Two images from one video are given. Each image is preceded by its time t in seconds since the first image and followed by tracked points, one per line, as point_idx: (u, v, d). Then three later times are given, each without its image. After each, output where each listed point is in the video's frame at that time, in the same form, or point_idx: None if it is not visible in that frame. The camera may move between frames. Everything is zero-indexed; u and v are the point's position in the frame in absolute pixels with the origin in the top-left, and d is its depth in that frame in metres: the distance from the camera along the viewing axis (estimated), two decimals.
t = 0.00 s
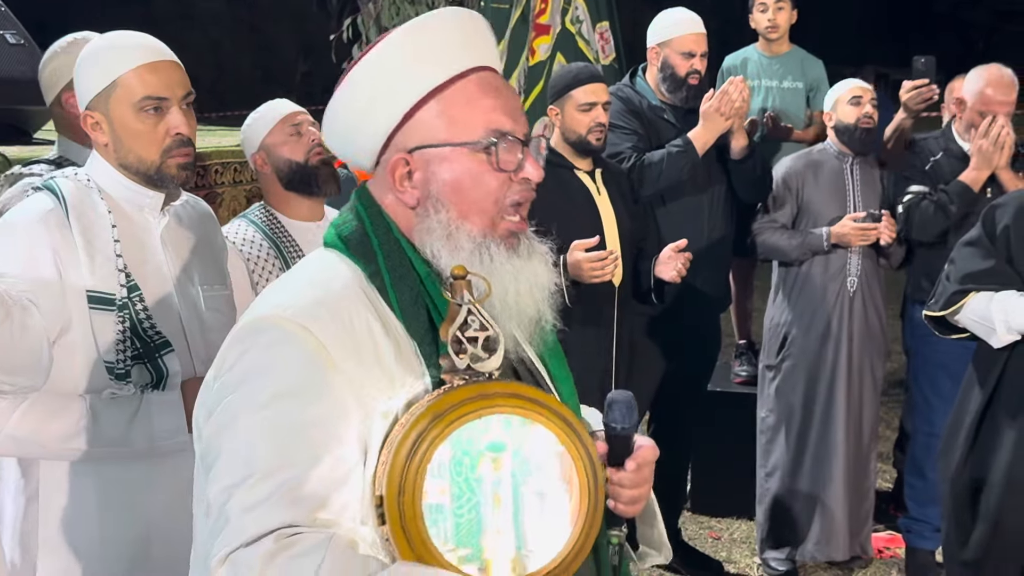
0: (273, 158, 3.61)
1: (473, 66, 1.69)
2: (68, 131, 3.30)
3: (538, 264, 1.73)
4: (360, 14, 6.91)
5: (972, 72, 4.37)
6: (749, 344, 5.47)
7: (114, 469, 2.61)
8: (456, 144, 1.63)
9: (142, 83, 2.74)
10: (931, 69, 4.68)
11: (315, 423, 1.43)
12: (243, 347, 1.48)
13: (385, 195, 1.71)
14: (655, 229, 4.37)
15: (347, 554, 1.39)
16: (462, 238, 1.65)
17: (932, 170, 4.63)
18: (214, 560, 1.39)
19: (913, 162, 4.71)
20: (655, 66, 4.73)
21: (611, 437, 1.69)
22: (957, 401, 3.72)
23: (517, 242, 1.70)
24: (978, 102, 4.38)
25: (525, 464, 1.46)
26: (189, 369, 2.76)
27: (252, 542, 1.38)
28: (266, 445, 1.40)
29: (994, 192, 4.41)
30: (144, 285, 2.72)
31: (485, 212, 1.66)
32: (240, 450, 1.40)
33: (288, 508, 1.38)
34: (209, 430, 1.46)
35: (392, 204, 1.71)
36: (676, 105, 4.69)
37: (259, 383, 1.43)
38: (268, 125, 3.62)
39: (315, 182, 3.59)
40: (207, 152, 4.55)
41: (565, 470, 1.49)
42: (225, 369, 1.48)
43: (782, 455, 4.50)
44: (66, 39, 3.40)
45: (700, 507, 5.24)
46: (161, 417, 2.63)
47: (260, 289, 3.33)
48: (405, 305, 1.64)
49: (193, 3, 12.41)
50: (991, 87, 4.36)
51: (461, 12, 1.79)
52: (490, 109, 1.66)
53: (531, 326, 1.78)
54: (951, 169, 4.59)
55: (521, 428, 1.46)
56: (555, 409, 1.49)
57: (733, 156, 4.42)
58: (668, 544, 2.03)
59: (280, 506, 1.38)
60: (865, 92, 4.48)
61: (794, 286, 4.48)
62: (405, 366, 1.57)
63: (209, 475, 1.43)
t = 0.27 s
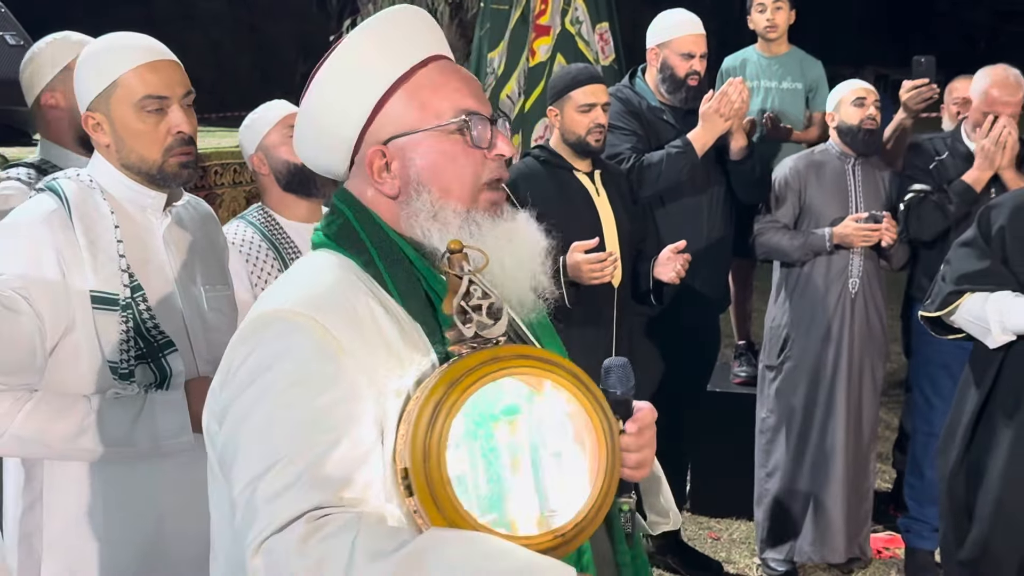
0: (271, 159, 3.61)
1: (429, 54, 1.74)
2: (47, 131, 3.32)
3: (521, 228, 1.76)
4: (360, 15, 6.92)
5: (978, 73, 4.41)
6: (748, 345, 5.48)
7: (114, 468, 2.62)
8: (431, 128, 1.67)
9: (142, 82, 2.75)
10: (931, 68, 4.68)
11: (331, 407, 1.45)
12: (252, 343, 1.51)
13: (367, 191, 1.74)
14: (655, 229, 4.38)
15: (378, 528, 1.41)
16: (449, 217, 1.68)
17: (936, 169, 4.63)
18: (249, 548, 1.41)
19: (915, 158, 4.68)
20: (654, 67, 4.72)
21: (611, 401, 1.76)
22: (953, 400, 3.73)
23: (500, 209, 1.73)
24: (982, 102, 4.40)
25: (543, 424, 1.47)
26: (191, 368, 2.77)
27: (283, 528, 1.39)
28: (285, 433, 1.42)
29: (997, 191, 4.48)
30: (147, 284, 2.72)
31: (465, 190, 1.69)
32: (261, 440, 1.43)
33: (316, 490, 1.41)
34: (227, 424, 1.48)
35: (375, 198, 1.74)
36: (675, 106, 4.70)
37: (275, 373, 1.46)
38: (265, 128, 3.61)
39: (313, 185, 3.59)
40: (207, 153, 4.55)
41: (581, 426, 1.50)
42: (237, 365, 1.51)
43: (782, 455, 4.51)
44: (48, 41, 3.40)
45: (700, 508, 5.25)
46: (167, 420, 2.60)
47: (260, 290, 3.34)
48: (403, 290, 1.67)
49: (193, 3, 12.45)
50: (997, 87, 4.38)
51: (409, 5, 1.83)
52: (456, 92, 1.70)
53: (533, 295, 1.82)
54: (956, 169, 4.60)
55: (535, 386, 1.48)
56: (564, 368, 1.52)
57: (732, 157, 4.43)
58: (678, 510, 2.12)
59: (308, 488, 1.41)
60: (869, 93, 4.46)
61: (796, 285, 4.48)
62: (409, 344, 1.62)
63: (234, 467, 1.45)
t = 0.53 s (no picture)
0: (271, 160, 3.61)
1: (455, 56, 1.74)
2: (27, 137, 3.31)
3: (539, 229, 1.81)
4: (360, 16, 6.93)
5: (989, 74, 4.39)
6: (748, 346, 5.48)
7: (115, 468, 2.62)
8: (457, 127, 1.67)
9: (143, 83, 2.76)
10: (931, 69, 4.68)
11: (360, 403, 1.45)
12: (278, 341, 1.51)
13: (387, 188, 1.74)
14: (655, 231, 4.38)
15: (408, 525, 1.40)
16: (472, 217, 1.70)
17: (945, 168, 4.74)
18: (278, 545, 1.40)
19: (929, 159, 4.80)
20: (654, 69, 4.73)
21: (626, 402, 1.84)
22: (950, 402, 3.74)
23: (523, 208, 1.76)
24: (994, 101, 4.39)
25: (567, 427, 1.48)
26: (190, 369, 2.80)
27: (313, 524, 1.38)
28: (314, 430, 1.41)
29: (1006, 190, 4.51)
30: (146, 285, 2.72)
31: (489, 190, 1.71)
32: (289, 436, 1.42)
33: (347, 486, 1.40)
34: (253, 421, 1.47)
35: (397, 195, 1.74)
36: (674, 107, 4.71)
37: (303, 369, 1.45)
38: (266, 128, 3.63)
39: (313, 185, 3.58)
40: (207, 154, 4.56)
41: (603, 428, 1.52)
42: (262, 364, 1.50)
43: (783, 459, 4.51)
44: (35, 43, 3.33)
45: (700, 509, 5.25)
46: (168, 420, 2.60)
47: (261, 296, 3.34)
48: (427, 288, 1.69)
49: (194, 5, 12.46)
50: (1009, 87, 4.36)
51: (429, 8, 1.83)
52: (482, 94, 1.71)
53: (543, 298, 1.86)
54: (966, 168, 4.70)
55: (557, 386, 1.49)
56: (586, 368, 1.53)
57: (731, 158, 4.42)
58: (672, 506, 2.11)
59: (339, 485, 1.39)
60: (863, 94, 4.48)
61: (796, 291, 4.49)
62: (434, 344, 1.63)
63: (261, 464, 1.44)
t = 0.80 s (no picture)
0: (276, 161, 3.63)
1: (509, 68, 1.71)
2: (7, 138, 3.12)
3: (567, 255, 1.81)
4: (360, 18, 6.93)
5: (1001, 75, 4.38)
6: (748, 347, 5.48)
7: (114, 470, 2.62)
8: (505, 139, 1.64)
9: (144, 85, 2.76)
10: (932, 70, 4.68)
11: (390, 406, 1.42)
12: (310, 337, 1.47)
13: (425, 189, 1.70)
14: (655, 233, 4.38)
15: (431, 534, 1.38)
16: (509, 232, 1.67)
17: (953, 170, 4.68)
18: (298, 545, 1.37)
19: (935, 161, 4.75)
20: (654, 70, 4.73)
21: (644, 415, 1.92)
22: (949, 404, 3.74)
23: (553, 239, 1.77)
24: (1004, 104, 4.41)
25: (589, 448, 1.50)
26: (187, 371, 2.81)
27: (337, 526, 1.35)
28: (346, 430, 1.38)
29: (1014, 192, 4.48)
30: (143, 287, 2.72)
31: (529, 209, 1.69)
32: (319, 435, 1.38)
33: (373, 491, 1.37)
34: (278, 419, 1.44)
35: (434, 198, 1.70)
36: (675, 109, 4.69)
37: (333, 370, 1.42)
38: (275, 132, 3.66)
39: (319, 193, 3.63)
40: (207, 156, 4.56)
41: (621, 453, 1.53)
42: (293, 359, 1.47)
43: (784, 463, 4.51)
44: (13, 39, 3.11)
45: (700, 510, 5.24)
46: (163, 416, 2.61)
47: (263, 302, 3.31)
48: (459, 296, 1.66)
49: (194, 7, 12.48)
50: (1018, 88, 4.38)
51: (489, 16, 1.80)
52: (533, 108, 1.68)
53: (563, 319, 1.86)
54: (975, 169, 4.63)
55: (578, 408, 1.50)
56: (607, 390, 1.54)
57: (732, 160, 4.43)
58: (660, 522, 2.10)
59: (365, 489, 1.37)
60: (857, 94, 4.50)
61: (794, 293, 4.51)
62: (462, 352, 1.60)
63: (283, 464, 1.41)
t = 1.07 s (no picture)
0: (290, 163, 3.64)
1: (541, 81, 1.72)
2: None
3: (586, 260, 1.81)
4: (363, 20, 6.95)
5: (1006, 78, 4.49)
6: (750, 349, 5.48)
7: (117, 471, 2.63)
8: (532, 151, 1.65)
9: (152, 87, 2.77)
10: (933, 73, 4.68)
11: (406, 406, 1.43)
12: (329, 333, 1.47)
13: (448, 195, 1.71)
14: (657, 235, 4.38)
15: (439, 535, 1.39)
16: (530, 242, 1.69)
17: (963, 174, 4.66)
18: (304, 539, 1.36)
19: (943, 165, 4.72)
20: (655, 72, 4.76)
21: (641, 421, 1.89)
22: (948, 407, 3.73)
23: (571, 242, 1.77)
24: (1011, 108, 4.50)
25: (597, 460, 1.48)
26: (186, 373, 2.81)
27: (346, 521, 1.35)
28: (362, 426, 1.38)
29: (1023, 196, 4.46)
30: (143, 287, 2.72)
31: (549, 219, 1.69)
32: (334, 429, 1.39)
33: (384, 488, 1.37)
34: (292, 412, 1.43)
35: (457, 205, 1.70)
36: (677, 111, 4.71)
37: (351, 367, 1.43)
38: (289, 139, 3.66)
39: (330, 203, 3.64)
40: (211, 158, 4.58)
41: (627, 465, 1.51)
42: (309, 354, 1.47)
43: (784, 469, 4.51)
44: (2, 41, 3.08)
45: (703, 512, 5.24)
46: (161, 423, 2.62)
47: (264, 300, 3.33)
48: (476, 301, 1.66)
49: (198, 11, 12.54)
50: None
51: (526, 30, 1.81)
52: (562, 122, 1.69)
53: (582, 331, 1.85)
54: (984, 173, 4.63)
55: (589, 418, 1.49)
56: (618, 402, 1.52)
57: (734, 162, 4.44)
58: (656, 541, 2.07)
59: (376, 487, 1.37)
60: (852, 96, 4.48)
61: (791, 295, 4.51)
62: (477, 357, 1.60)
63: (294, 458, 1.40)
